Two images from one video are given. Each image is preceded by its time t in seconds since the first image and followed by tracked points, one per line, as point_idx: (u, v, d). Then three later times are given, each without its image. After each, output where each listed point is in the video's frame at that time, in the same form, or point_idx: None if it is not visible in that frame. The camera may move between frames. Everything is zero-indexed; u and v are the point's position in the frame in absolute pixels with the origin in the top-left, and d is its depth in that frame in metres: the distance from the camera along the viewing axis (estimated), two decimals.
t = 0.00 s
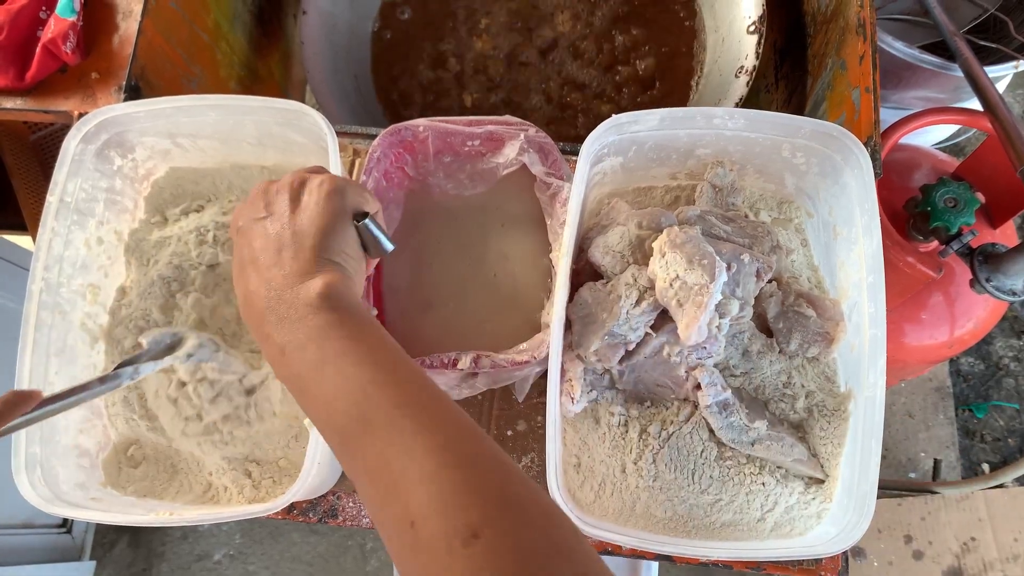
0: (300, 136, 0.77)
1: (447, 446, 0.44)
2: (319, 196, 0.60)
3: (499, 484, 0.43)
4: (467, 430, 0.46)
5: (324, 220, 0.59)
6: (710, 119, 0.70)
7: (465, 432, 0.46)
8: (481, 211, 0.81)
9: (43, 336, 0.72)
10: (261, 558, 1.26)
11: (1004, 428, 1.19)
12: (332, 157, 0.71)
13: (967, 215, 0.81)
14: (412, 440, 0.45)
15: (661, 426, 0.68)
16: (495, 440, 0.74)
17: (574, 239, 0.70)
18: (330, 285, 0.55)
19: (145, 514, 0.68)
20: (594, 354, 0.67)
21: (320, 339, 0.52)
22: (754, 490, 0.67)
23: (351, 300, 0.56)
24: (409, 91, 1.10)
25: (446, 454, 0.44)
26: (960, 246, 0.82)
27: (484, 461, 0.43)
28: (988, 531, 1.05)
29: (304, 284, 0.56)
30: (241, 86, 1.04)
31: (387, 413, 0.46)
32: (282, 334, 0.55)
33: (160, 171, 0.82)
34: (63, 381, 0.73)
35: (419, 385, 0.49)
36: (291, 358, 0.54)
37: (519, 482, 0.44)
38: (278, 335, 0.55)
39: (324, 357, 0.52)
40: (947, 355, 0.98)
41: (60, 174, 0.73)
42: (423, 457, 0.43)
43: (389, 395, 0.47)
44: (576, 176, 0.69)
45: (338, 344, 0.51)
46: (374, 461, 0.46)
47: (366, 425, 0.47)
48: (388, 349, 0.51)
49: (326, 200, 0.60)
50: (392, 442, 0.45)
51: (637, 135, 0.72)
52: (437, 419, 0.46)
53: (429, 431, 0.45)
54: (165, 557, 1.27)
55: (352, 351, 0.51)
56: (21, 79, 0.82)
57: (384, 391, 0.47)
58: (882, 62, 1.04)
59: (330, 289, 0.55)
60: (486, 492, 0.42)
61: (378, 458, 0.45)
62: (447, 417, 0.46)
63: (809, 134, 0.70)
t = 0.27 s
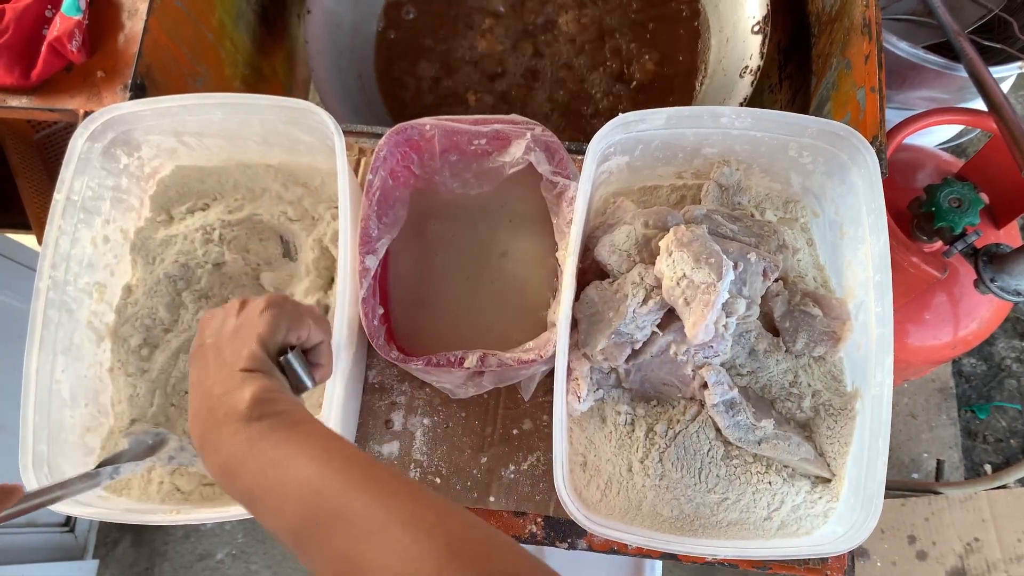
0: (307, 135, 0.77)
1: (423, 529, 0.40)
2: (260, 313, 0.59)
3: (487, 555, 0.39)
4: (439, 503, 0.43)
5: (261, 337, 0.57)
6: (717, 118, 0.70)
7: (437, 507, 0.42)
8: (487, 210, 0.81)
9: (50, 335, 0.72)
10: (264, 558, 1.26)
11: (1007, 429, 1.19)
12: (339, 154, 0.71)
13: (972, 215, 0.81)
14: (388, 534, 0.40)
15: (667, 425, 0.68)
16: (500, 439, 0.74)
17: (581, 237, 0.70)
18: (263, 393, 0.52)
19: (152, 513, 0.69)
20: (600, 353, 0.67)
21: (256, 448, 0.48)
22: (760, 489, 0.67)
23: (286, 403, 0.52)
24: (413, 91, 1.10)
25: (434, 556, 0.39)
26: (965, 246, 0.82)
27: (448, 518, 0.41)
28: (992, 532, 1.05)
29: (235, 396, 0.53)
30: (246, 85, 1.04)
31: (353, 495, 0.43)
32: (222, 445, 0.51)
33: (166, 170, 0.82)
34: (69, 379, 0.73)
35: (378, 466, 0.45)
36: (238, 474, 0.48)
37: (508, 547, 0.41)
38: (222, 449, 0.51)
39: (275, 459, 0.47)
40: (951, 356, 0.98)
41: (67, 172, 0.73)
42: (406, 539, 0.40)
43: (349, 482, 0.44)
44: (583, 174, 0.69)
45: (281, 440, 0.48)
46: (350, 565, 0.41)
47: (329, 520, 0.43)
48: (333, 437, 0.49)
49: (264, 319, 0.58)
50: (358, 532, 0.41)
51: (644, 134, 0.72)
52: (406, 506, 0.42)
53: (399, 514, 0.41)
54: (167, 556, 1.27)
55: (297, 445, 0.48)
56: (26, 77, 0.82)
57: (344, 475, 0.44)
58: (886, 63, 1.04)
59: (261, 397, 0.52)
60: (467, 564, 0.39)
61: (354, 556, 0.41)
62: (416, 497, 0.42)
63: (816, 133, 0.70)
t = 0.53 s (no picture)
0: (309, 135, 0.77)
1: (436, 497, 0.47)
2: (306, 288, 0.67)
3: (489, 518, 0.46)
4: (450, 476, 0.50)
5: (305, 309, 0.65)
6: (719, 118, 0.70)
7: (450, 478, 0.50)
8: (488, 209, 0.81)
9: (53, 334, 0.72)
10: (264, 558, 1.26)
11: (1007, 430, 1.19)
12: (342, 154, 0.71)
13: (973, 216, 0.81)
14: (406, 498, 0.47)
15: (669, 425, 0.69)
16: (502, 438, 0.74)
17: (583, 237, 0.70)
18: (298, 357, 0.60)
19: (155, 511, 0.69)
20: (603, 353, 0.68)
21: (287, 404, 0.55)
22: (762, 489, 0.67)
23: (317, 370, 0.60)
24: (415, 91, 1.11)
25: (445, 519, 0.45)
26: (966, 247, 0.82)
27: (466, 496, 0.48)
28: (992, 533, 1.05)
29: (270, 356, 0.60)
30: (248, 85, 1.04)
31: (375, 468, 0.50)
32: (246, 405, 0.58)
33: (168, 169, 0.82)
34: (72, 379, 0.73)
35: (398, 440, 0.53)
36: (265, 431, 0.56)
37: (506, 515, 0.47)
38: (243, 407, 0.59)
39: (304, 427, 0.55)
40: (951, 356, 0.98)
41: (70, 171, 0.73)
42: (420, 506, 0.47)
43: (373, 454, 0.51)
44: (586, 175, 0.69)
45: (310, 410, 0.56)
46: (370, 528, 0.48)
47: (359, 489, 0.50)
48: (358, 412, 0.56)
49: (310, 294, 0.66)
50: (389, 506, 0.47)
51: (646, 134, 0.72)
52: (423, 477, 0.49)
53: (417, 484, 0.48)
54: (168, 556, 1.26)
55: (326, 414, 0.55)
56: (29, 76, 0.82)
57: (368, 449, 0.51)
58: (887, 64, 1.05)
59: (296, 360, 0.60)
60: (473, 529, 0.45)
61: (375, 517, 0.48)
62: (430, 469, 0.50)
63: (818, 134, 0.70)
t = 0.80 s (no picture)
0: (307, 131, 0.77)
1: (390, 440, 0.43)
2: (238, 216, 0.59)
3: (445, 462, 0.43)
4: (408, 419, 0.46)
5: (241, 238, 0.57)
6: (718, 116, 0.70)
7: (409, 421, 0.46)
8: (487, 206, 0.81)
9: (49, 330, 0.72)
10: (262, 555, 1.26)
11: (1004, 429, 1.19)
12: (341, 151, 0.71)
13: (971, 214, 0.81)
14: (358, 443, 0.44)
15: (667, 422, 0.69)
16: (500, 436, 0.74)
17: (582, 235, 0.70)
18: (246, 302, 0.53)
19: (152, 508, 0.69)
20: (601, 350, 0.68)
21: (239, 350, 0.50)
22: (761, 487, 0.67)
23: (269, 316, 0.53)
24: (413, 88, 1.10)
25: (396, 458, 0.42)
26: (964, 245, 0.82)
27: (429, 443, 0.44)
28: (989, 531, 1.05)
29: (216, 302, 0.53)
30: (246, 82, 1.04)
31: (327, 414, 0.46)
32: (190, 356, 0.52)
33: (166, 166, 0.82)
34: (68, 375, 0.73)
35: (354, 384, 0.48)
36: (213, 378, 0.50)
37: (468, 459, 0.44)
38: (189, 359, 0.52)
39: (253, 371, 0.49)
40: (949, 355, 0.98)
41: (67, 167, 0.73)
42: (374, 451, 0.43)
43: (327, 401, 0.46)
44: (584, 172, 0.69)
45: (260, 358, 0.50)
46: (319, 476, 0.44)
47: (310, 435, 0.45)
48: (312, 355, 0.51)
49: (245, 223, 0.58)
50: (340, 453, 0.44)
51: (645, 132, 0.72)
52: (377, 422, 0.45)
53: (372, 429, 0.44)
54: (165, 553, 1.26)
55: (276, 359, 0.50)
56: (26, 73, 0.82)
57: (321, 394, 0.47)
58: (886, 62, 1.05)
59: (246, 308, 0.53)
60: (429, 471, 0.42)
61: (326, 464, 0.44)
62: (388, 414, 0.46)
63: (818, 131, 0.70)
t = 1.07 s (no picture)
0: (303, 123, 0.76)
1: (345, 434, 0.42)
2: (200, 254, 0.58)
3: (401, 453, 0.41)
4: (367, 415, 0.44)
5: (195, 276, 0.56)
6: (716, 107, 0.70)
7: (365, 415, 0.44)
8: (484, 198, 0.80)
9: (44, 324, 0.71)
10: (259, 549, 1.26)
11: (1000, 421, 1.19)
12: (337, 144, 0.71)
13: (969, 207, 0.81)
14: (309, 438, 0.42)
15: (665, 415, 0.69)
16: (497, 429, 0.74)
17: (579, 227, 0.70)
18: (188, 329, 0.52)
19: (147, 501, 0.69)
20: (598, 343, 0.67)
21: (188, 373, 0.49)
22: (758, 479, 0.67)
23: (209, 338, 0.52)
24: (410, 81, 1.10)
25: (347, 447, 0.41)
26: (961, 238, 0.82)
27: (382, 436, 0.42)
28: (985, 523, 1.04)
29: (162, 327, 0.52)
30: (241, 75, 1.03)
31: (282, 417, 0.44)
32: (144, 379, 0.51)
33: (161, 158, 0.82)
34: (63, 369, 0.73)
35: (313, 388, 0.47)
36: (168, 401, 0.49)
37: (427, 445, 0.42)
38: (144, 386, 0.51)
39: (211, 387, 0.48)
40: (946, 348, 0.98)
41: (61, 159, 0.72)
42: (322, 446, 0.41)
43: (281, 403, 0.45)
44: (581, 164, 0.69)
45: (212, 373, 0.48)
46: (276, 479, 0.43)
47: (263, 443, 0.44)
48: (264, 366, 0.49)
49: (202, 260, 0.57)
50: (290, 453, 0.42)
51: (642, 123, 0.71)
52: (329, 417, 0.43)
53: (325, 423, 0.43)
54: (162, 548, 1.26)
55: (230, 373, 0.48)
56: (19, 64, 0.81)
57: (270, 397, 0.46)
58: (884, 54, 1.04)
59: (189, 332, 0.51)
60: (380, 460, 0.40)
61: (278, 464, 0.43)
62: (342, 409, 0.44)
63: (815, 123, 0.70)
